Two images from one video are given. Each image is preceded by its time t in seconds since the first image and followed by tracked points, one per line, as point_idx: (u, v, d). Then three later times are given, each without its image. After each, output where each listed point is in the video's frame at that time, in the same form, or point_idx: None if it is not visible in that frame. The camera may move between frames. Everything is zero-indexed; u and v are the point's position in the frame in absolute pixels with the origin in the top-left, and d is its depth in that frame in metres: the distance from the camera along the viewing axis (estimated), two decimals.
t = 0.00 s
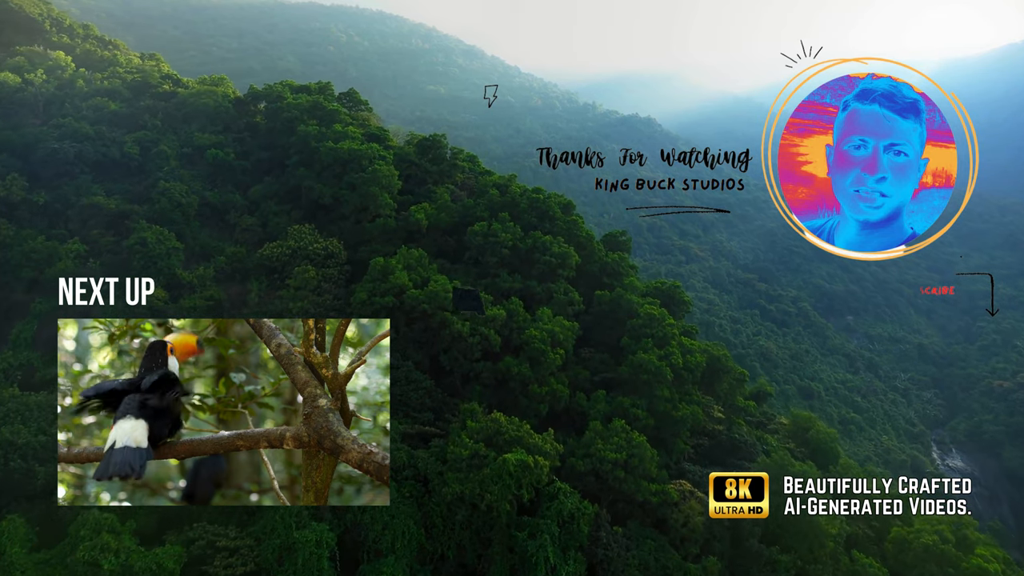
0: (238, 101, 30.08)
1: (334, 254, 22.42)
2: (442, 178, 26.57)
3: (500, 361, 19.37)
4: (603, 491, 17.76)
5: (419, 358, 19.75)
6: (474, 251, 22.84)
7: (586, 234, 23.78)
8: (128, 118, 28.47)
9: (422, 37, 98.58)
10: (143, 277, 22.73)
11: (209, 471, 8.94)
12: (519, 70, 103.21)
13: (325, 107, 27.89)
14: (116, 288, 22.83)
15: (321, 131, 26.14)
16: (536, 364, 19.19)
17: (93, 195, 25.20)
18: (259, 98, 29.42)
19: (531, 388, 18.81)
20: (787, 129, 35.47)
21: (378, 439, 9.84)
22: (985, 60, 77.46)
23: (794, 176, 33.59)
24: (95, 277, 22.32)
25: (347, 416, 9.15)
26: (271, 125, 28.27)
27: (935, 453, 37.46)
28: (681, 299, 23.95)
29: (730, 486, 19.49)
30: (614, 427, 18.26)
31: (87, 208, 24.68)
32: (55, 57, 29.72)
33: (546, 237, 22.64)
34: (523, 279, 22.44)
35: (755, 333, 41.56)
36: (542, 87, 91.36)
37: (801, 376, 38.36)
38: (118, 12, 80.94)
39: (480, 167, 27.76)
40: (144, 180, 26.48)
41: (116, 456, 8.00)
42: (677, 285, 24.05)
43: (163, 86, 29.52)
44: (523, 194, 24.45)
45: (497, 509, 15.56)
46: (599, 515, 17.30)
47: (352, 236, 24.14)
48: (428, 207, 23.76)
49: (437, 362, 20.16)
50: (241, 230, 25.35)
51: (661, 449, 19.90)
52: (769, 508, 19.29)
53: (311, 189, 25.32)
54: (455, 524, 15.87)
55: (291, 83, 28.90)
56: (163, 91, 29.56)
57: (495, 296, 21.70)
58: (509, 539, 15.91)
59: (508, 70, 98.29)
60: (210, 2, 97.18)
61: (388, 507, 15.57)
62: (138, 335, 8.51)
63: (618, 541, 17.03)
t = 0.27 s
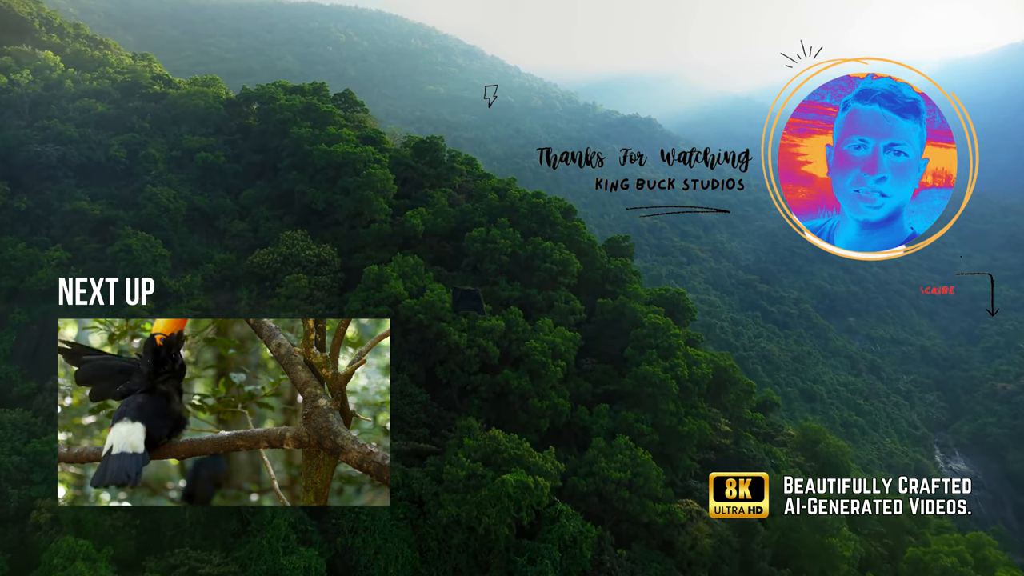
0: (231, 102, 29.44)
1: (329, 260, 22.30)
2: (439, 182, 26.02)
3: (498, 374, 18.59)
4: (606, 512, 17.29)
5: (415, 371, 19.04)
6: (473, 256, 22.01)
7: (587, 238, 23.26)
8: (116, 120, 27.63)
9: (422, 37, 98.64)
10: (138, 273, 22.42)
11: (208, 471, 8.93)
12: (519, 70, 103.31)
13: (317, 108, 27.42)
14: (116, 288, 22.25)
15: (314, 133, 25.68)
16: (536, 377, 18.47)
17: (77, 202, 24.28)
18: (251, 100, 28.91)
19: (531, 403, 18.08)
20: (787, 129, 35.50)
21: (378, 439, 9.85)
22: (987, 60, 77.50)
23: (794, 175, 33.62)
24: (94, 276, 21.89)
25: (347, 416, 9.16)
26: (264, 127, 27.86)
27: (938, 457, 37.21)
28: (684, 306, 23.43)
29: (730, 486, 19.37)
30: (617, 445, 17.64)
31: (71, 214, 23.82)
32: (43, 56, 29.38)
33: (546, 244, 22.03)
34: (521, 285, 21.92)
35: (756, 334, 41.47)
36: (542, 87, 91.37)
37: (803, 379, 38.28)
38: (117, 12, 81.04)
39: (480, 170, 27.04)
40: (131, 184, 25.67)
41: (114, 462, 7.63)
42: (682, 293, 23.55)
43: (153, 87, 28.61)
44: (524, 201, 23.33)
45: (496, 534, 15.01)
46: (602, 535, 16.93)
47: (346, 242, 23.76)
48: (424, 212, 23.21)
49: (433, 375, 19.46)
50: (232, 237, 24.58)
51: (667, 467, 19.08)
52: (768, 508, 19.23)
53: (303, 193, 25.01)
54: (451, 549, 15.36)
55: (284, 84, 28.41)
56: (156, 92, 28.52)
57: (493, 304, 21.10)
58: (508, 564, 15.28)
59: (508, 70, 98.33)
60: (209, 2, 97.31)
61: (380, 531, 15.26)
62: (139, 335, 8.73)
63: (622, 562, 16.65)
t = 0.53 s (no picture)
0: (218, 103, 29.03)
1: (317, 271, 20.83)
2: (438, 188, 24.77)
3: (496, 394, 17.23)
4: (611, 544, 15.94)
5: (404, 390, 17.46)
6: (471, 266, 20.79)
7: (589, 248, 22.17)
8: (98, 122, 27.69)
9: (422, 37, 98.72)
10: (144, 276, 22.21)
11: (209, 471, 8.96)
12: (519, 70, 103.27)
13: (308, 109, 26.33)
14: (116, 288, 21.54)
15: (304, 138, 24.64)
16: (537, 398, 17.16)
17: (52, 208, 23.98)
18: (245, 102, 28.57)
19: (531, 423, 16.70)
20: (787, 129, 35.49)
21: (378, 439, 9.88)
22: (989, 60, 77.48)
23: (795, 175, 33.52)
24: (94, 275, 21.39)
25: (347, 416, 9.18)
26: (253, 130, 27.06)
27: (943, 461, 37.20)
28: (691, 317, 22.54)
29: (730, 486, 19.15)
30: (624, 470, 16.37)
31: (46, 222, 23.47)
32: (29, 57, 29.70)
33: (548, 253, 20.82)
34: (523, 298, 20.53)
35: (759, 337, 41.40)
36: (542, 87, 91.37)
37: (806, 383, 38.12)
38: (117, 12, 81.25)
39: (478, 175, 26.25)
40: (110, 190, 25.49)
41: (115, 468, 7.95)
42: (689, 302, 22.81)
43: (139, 88, 28.72)
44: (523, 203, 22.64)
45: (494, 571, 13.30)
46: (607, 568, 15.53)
47: (337, 250, 22.49)
48: (418, 219, 21.99)
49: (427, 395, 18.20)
50: (218, 246, 23.87)
51: (676, 491, 18.14)
52: (768, 508, 19.43)
53: (292, 200, 24.03)
54: None
55: (275, 86, 27.63)
56: (140, 92, 28.61)
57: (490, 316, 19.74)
58: None
59: (508, 70, 98.38)
60: (208, 2, 97.57)
61: (368, 567, 13.86)
62: (138, 335, 8.52)
63: None
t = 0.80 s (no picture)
0: (206, 106, 28.29)
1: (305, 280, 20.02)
2: (432, 194, 24.51)
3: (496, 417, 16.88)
4: None
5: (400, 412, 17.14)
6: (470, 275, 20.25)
7: (592, 257, 21.90)
8: (78, 125, 26.74)
9: (421, 37, 98.75)
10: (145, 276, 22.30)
11: (208, 471, 8.98)
12: (519, 70, 103.33)
13: (298, 112, 25.54)
14: (116, 288, 21.40)
15: (293, 141, 23.75)
16: (537, 420, 16.78)
17: (27, 216, 23.20)
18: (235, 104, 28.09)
19: (532, 448, 16.34)
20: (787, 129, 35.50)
21: (378, 439, 9.88)
22: (990, 60, 77.41)
23: (794, 175, 33.49)
24: (93, 275, 21.06)
25: (347, 416, 9.18)
26: (242, 133, 26.60)
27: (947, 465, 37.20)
28: (698, 330, 22.47)
29: (729, 485, 18.08)
30: (630, 500, 15.88)
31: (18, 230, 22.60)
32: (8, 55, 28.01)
33: (549, 264, 20.38)
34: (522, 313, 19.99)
35: (761, 340, 41.44)
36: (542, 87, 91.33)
37: (809, 386, 38.05)
38: (116, 12, 81.37)
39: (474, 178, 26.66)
40: (88, 197, 24.65)
41: (114, 466, 7.73)
42: (696, 313, 22.76)
43: (124, 89, 27.97)
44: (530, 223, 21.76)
45: None
46: None
47: (327, 261, 21.48)
48: (414, 227, 21.56)
49: (421, 417, 17.50)
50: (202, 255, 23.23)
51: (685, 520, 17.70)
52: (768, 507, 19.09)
53: (281, 207, 23.12)
54: None
55: (265, 87, 27.57)
56: (126, 93, 27.93)
57: (489, 330, 19.28)
58: None
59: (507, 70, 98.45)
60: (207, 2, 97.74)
61: None
62: (138, 335, 8.60)
63: None
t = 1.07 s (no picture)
0: (195, 107, 27.55)
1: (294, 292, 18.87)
2: (429, 199, 23.78)
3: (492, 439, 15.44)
4: None
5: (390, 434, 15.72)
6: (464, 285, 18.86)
7: (594, 265, 20.77)
8: (59, 128, 25.92)
9: (420, 37, 98.83)
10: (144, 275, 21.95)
11: (208, 471, 8.98)
12: (518, 70, 103.58)
13: (287, 113, 25.30)
14: (116, 287, 21.41)
15: (282, 145, 23.25)
16: (537, 442, 15.22)
17: None
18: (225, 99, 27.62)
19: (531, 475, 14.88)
20: (787, 129, 35.54)
21: (378, 439, 9.86)
22: (991, 60, 77.44)
23: (794, 175, 33.56)
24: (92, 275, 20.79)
25: (347, 415, 9.20)
26: (230, 136, 25.68)
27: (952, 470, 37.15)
28: (705, 341, 21.41)
29: (730, 486, 17.24)
30: (637, 531, 14.46)
31: None
32: None
33: (549, 273, 19.07)
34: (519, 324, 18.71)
35: (764, 343, 41.41)
36: (541, 87, 91.38)
37: (812, 390, 37.90)
38: (115, 11, 81.49)
39: (473, 183, 25.77)
40: (66, 205, 23.86)
41: (117, 466, 7.77)
42: (703, 325, 21.71)
43: (110, 91, 27.11)
44: (525, 223, 20.70)
45: None
46: None
47: (318, 271, 20.78)
48: (407, 234, 20.61)
49: (414, 438, 16.36)
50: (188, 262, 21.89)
51: (696, 549, 16.84)
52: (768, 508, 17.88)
53: (269, 214, 22.57)
54: None
55: (256, 88, 26.86)
56: (114, 95, 27.01)
57: (484, 342, 17.94)
58: None
59: (506, 70, 98.58)
60: (206, 1, 97.88)
61: None
62: (138, 335, 8.65)
63: None
